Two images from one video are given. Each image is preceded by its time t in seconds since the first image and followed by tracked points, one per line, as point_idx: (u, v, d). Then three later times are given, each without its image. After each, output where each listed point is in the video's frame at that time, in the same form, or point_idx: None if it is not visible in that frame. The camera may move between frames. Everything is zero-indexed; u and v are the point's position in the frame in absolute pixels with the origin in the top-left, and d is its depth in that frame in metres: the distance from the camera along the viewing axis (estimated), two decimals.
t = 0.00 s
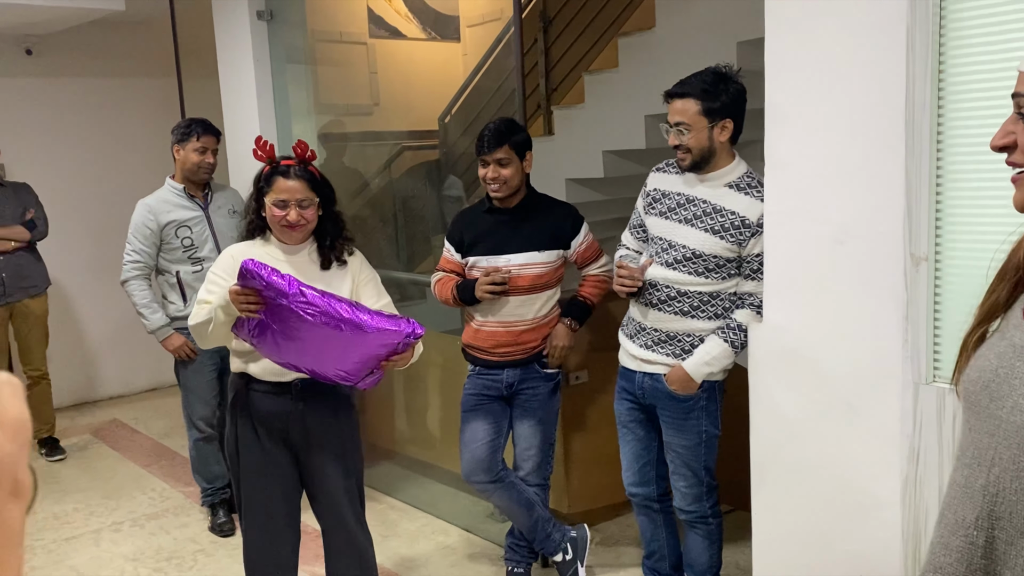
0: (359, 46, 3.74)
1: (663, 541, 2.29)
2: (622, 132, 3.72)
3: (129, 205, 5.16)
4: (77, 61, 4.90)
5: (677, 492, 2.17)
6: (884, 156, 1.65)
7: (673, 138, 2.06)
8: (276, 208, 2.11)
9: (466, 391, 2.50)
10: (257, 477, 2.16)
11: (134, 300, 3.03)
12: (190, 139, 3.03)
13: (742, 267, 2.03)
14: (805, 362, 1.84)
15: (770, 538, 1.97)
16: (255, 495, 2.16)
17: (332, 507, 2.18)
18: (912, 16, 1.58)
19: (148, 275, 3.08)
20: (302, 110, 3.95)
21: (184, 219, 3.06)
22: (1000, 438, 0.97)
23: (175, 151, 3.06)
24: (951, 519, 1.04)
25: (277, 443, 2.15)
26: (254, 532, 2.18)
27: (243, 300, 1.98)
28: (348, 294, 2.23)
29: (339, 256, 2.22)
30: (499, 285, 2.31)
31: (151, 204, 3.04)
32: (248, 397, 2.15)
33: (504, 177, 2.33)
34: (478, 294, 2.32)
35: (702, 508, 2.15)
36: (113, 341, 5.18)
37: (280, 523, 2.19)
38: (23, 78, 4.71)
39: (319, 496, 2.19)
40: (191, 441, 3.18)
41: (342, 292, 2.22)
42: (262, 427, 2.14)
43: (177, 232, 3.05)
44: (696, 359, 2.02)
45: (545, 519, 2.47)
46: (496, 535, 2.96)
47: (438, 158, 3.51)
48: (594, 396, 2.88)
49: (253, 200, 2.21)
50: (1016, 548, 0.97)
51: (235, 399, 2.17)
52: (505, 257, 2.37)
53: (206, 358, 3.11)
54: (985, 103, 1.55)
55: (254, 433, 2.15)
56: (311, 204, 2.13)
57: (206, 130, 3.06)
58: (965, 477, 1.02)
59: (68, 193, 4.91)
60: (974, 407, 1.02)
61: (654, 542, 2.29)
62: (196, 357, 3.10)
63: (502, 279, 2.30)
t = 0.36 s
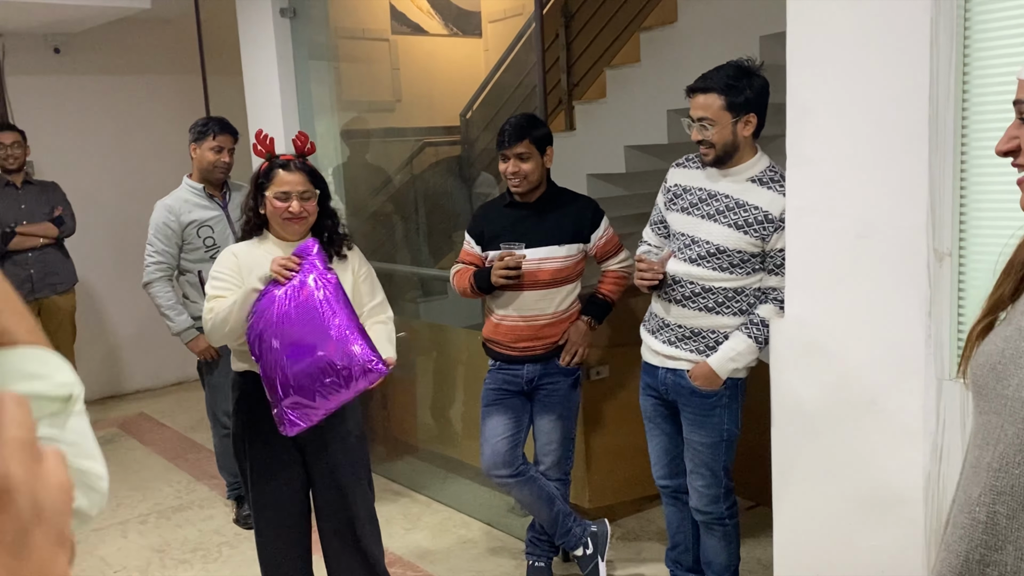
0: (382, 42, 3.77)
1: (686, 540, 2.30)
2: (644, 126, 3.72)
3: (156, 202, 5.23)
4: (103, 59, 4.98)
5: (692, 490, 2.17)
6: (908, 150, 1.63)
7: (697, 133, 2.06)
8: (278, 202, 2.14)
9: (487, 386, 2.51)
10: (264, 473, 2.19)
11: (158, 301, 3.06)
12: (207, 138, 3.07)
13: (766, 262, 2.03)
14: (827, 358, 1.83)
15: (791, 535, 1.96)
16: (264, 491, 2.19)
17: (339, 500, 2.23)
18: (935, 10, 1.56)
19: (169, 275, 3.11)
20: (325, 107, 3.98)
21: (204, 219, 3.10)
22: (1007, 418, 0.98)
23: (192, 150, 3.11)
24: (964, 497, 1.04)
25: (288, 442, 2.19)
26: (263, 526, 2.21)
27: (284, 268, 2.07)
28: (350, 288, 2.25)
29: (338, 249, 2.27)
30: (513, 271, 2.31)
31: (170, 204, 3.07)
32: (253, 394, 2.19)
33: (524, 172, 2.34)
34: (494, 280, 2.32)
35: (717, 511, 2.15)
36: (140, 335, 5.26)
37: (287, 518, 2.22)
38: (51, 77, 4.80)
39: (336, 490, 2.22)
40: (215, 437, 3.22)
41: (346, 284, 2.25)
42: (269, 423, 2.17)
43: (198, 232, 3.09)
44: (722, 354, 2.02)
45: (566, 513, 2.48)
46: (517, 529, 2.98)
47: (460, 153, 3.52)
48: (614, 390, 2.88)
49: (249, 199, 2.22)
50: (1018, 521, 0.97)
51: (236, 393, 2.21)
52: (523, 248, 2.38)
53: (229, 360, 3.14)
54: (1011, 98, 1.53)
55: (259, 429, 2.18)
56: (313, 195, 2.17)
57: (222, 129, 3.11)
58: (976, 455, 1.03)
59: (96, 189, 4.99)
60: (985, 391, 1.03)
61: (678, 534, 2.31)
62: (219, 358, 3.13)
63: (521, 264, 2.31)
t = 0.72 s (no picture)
0: (398, 36, 3.75)
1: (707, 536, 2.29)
2: (663, 118, 3.70)
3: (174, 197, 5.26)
4: (121, 53, 5.00)
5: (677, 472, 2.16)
6: (934, 141, 1.61)
7: (718, 130, 2.04)
8: (286, 202, 2.14)
9: (507, 378, 2.51)
10: (281, 468, 2.18)
11: (174, 293, 3.08)
12: (229, 132, 3.09)
13: (791, 255, 2.02)
14: (850, 351, 1.81)
15: (813, 529, 1.94)
16: (281, 487, 2.18)
17: (359, 490, 2.24)
18: None
19: (186, 267, 3.12)
20: (342, 101, 3.98)
21: (221, 212, 3.10)
22: (1018, 404, 0.96)
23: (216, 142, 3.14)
24: (976, 481, 1.03)
25: (304, 431, 2.18)
26: (280, 521, 2.20)
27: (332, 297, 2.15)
28: (354, 277, 2.30)
29: (339, 240, 2.28)
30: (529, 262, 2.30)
31: (189, 196, 3.10)
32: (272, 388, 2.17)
33: (540, 164, 2.33)
34: (511, 270, 2.31)
35: (699, 503, 2.14)
36: (159, 328, 5.30)
37: (306, 513, 2.21)
38: (70, 72, 4.84)
39: (356, 483, 2.24)
40: (234, 431, 3.24)
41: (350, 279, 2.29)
42: (284, 417, 2.16)
43: (215, 225, 3.09)
44: (743, 337, 2.02)
45: (585, 506, 2.47)
46: (536, 522, 2.97)
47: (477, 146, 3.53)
48: (633, 384, 2.87)
49: (250, 199, 2.21)
50: None
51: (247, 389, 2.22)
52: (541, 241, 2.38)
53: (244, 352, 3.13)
54: None
55: (277, 424, 2.17)
56: (319, 192, 2.18)
57: (245, 124, 3.11)
58: (988, 438, 1.01)
59: (114, 184, 5.03)
60: (996, 375, 1.01)
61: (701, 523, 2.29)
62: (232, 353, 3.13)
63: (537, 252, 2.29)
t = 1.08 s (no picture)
0: (409, 27, 3.73)
1: (726, 530, 2.28)
2: (677, 109, 3.68)
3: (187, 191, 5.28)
4: (134, 47, 5.02)
5: (688, 459, 2.14)
6: (955, 128, 1.59)
7: (734, 123, 2.03)
8: (310, 190, 2.13)
9: (521, 370, 2.52)
10: (303, 461, 2.19)
11: (195, 284, 3.09)
12: (253, 126, 3.07)
13: (810, 246, 2.01)
14: (870, 341, 1.80)
15: (832, 520, 1.94)
16: (301, 479, 2.19)
17: (377, 482, 2.25)
18: None
19: (207, 258, 3.12)
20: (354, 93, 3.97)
21: (240, 203, 3.11)
22: None
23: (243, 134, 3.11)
24: (1003, 468, 1.02)
25: (324, 423, 2.18)
26: (302, 514, 2.21)
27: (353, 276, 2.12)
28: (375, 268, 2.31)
29: (357, 234, 2.29)
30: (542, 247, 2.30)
31: (208, 187, 3.10)
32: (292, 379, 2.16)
33: (555, 156, 2.32)
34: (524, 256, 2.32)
35: (706, 490, 2.13)
36: (174, 322, 5.33)
37: (326, 506, 2.21)
38: (84, 66, 4.86)
39: (374, 474, 2.25)
40: (252, 423, 3.25)
41: (368, 266, 2.29)
42: (302, 407, 2.16)
43: (234, 216, 3.11)
44: (760, 330, 2.02)
45: (601, 497, 2.47)
46: (551, 513, 2.99)
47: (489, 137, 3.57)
48: (649, 376, 2.86)
49: (272, 187, 2.21)
50: None
51: (267, 383, 2.24)
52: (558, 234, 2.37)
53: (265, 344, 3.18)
54: None
55: (298, 415, 2.17)
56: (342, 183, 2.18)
57: (270, 118, 3.09)
58: (1016, 425, 1.00)
59: (129, 178, 5.06)
60: (1021, 359, 1.00)
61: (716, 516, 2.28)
62: (252, 344, 3.17)
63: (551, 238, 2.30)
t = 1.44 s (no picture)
0: (418, 17, 3.71)
1: (741, 522, 2.26)
2: (689, 98, 3.65)
3: (197, 184, 5.27)
4: (143, 39, 5.00)
5: (721, 466, 2.14)
6: (979, 117, 1.56)
7: (750, 111, 2.00)
8: (333, 181, 2.11)
9: (535, 362, 2.50)
10: (323, 453, 2.17)
11: (208, 276, 3.08)
12: (265, 117, 3.04)
13: (828, 237, 1.97)
14: (889, 332, 1.77)
15: (849, 513, 1.91)
16: (323, 471, 2.17)
17: (402, 475, 2.24)
18: None
19: (221, 250, 3.12)
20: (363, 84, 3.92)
21: (253, 195, 3.10)
22: None
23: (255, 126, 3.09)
24: None
25: (347, 417, 2.17)
26: (323, 507, 2.19)
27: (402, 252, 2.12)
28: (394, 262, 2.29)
29: (378, 226, 2.28)
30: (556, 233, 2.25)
31: (223, 179, 3.10)
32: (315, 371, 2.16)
33: (568, 147, 2.30)
34: (536, 242, 2.27)
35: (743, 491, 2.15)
36: (185, 315, 5.34)
37: (346, 497, 2.21)
38: (94, 59, 4.85)
39: (398, 467, 2.23)
40: (265, 417, 3.25)
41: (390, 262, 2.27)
42: (327, 401, 2.15)
43: (248, 208, 3.10)
44: (778, 330, 2.00)
45: (616, 490, 2.46)
46: (564, 506, 2.97)
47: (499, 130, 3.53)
48: (663, 368, 2.84)
49: (295, 176, 2.19)
50: None
51: (289, 374, 2.22)
52: (571, 226, 2.35)
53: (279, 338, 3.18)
54: None
55: (320, 407, 2.16)
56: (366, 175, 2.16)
57: (284, 110, 3.04)
58: None
59: (139, 170, 5.05)
60: None
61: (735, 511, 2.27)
62: (267, 338, 3.18)
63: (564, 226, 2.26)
